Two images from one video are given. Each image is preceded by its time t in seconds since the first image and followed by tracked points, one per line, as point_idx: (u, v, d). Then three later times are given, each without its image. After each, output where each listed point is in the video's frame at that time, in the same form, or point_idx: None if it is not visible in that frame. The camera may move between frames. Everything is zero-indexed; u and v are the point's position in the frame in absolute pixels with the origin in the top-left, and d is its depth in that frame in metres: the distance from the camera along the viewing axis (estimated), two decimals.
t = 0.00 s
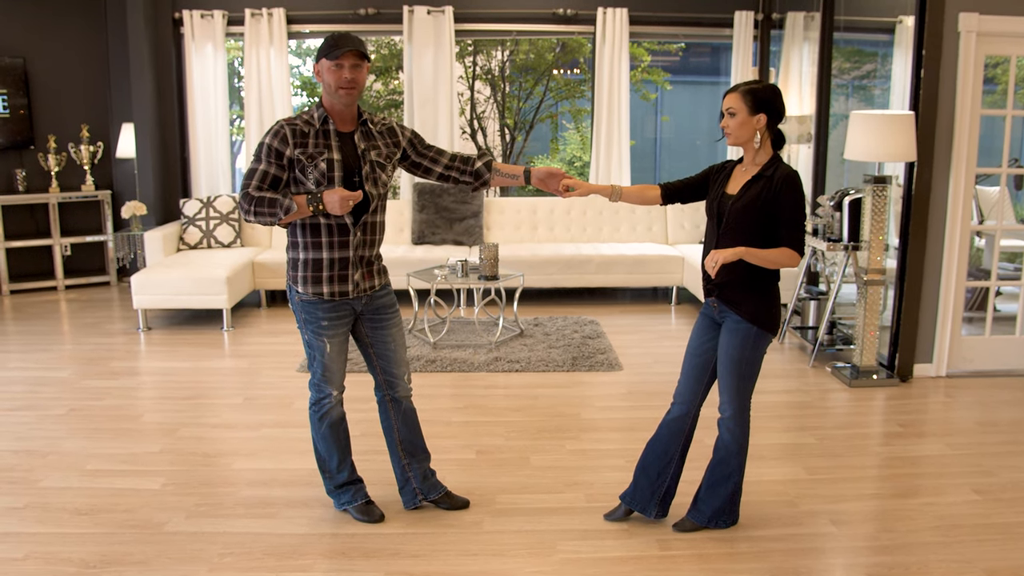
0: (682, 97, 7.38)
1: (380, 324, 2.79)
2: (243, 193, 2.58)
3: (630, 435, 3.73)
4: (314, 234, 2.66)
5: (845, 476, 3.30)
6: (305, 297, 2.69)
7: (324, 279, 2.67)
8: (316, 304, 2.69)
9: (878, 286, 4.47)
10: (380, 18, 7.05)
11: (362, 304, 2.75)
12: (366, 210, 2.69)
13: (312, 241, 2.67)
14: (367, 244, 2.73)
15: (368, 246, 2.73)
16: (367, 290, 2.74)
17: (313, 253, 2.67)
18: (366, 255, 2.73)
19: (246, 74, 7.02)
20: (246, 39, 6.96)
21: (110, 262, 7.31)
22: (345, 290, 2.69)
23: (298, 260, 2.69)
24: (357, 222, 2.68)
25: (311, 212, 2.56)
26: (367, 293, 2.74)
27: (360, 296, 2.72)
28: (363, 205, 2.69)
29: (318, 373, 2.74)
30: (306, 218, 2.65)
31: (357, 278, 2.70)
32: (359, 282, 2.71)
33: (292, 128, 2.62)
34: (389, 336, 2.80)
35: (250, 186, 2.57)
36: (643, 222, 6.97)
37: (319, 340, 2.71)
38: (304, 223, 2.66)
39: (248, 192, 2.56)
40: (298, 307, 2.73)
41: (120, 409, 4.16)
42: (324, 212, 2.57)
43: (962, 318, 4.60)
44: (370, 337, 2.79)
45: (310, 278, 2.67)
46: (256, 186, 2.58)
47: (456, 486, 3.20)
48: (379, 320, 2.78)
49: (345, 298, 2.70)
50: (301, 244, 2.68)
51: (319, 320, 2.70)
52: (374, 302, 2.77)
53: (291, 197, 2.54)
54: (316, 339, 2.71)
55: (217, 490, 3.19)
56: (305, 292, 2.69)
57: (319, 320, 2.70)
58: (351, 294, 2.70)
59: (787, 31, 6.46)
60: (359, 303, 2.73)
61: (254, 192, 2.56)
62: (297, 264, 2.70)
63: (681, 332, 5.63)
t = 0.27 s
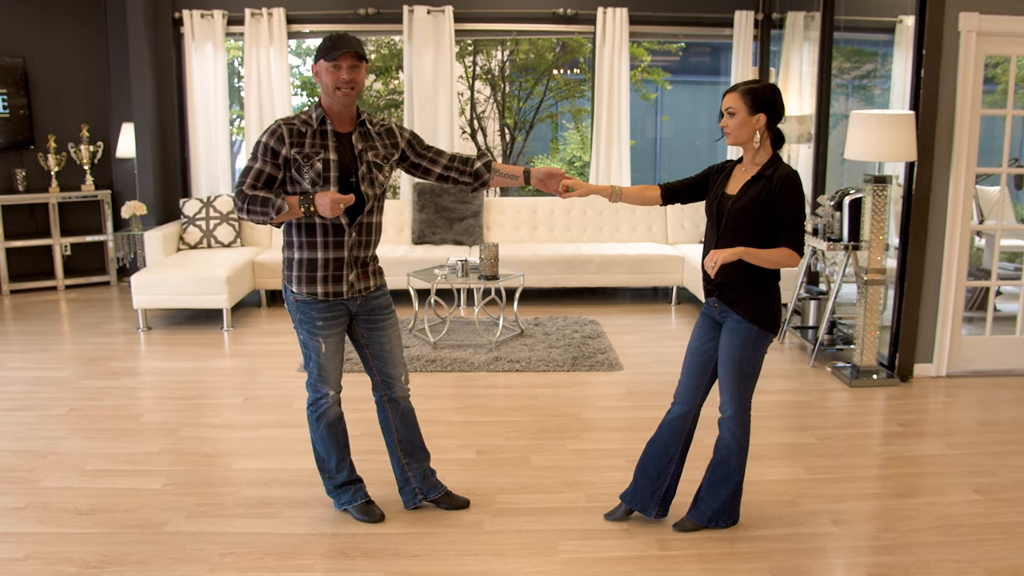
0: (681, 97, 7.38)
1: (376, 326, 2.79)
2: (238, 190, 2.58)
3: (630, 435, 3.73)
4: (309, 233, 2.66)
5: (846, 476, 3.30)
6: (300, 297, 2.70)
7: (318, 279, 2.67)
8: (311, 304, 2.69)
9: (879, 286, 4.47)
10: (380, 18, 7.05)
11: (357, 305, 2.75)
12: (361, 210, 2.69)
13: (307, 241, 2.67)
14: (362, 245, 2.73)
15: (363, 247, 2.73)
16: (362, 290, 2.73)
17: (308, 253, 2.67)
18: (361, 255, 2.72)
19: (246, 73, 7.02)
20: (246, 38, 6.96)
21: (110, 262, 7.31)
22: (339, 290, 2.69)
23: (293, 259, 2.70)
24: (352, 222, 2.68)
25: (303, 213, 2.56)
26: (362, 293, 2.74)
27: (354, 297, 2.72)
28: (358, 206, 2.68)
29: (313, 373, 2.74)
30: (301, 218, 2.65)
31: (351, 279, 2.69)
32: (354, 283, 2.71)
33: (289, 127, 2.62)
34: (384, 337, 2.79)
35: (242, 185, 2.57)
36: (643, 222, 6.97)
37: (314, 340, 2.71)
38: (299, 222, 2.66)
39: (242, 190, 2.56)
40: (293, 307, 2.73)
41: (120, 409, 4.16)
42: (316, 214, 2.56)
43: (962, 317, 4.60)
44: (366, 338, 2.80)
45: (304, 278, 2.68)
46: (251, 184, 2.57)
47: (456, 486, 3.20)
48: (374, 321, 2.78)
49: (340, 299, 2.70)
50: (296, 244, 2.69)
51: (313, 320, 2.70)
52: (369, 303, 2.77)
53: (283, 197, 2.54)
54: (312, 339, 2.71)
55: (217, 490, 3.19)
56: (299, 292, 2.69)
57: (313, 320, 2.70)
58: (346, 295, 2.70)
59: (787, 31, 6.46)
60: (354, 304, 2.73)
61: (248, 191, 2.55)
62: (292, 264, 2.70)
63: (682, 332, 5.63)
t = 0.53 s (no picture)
0: (681, 97, 7.38)
1: (371, 327, 2.79)
2: (233, 189, 2.59)
3: (630, 435, 3.73)
4: (304, 233, 2.66)
5: (846, 475, 3.30)
6: (295, 297, 2.69)
7: (313, 279, 2.67)
8: (306, 304, 2.69)
9: (879, 286, 4.47)
10: (381, 18, 7.05)
11: (352, 305, 2.74)
12: (357, 211, 2.69)
13: (302, 240, 2.67)
14: (358, 245, 2.73)
15: (359, 247, 2.72)
16: (357, 291, 2.73)
17: (303, 252, 2.67)
18: (357, 256, 2.72)
19: (246, 73, 7.02)
20: (246, 38, 6.96)
21: (110, 262, 7.31)
22: (334, 290, 2.68)
23: (287, 258, 2.69)
24: (347, 222, 2.68)
25: (296, 214, 2.56)
26: (357, 294, 2.73)
27: (349, 297, 2.72)
28: (353, 206, 2.68)
29: (310, 373, 2.73)
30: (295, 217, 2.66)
31: (346, 279, 2.69)
32: (349, 283, 2.70)
33: (286, 127, 2.63)
34: (380, 338, 2.80)
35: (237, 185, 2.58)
36: (643, 221, 6.96)
37: (310, 340, 2.70)
38: (294, 222, 2.66)
39: (237, 189, 2.57)
40: (288, 307, 2.73)
41: (120, 408, 4.16)
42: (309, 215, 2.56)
43: (962, 317, 4.60)
44: (361, 339, 2.80)
45: (299, 278, 2.67)
46: (246, 183, 2.58)
47: (456, 485, 3.20)
48: (370, 322, 2.79)
49: (335, 299, 2.70)
50: (291, 243, 2.69)
51: (309, 320, 2.70)
52: (364, 303, 2.77)
53: (277, 196, 2.54)
54: (308, 338, 2.71)
55: (217, 490, 3.19)
56: (294, 291, 2.69)
57: (309, 320, 2.70)
58: (340, 295, 2.70)
59: (787, 31, 6.46)
60: (349, 304, 2.73)
61: (244, 189, 2.56)
62: (287, 263, 2.70)
63: (682, 332, 5.63)
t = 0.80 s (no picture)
0: (681, 96, 7.37)
1: (367, 327, 2.79)
2: (231, 188, 2.60)
3: (630, 434, 3.73)
4: (301, 233, 2.66)
5: (846, 475, 3.30)
6: (291, 296, 2.70)
7: (310, 279, 2.67)
8: (303, 303, 2.69)
9: (879, 285, 4.46)
10: (381, 17, 7.05)
11: (349, 305, 2.74)
12: (354, 211, 2.69)
13: (299, 240, 2.67)
14: (355, 245, 2.72)
15: (356, 247, 2.72)
16: (354, 291, 2.73)
17: (300, 252, 2.67)
18: (354, 255, 2.72)
19: (246, 73, 7.02)
20: (246, 38, 6.96)
21: (109, 262, 7.31)
22: (330, 290, 2.68)
23: (285, 257, 2.70)
24: (344, 222, 2.68)
25: (291, 215, 2.57)
26: (353, 294, 2.73)
27: (346, 297, 2.72)
28: (350, 205, 2.68)
29: (307, 372, 2.73)
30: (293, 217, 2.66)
31: (343, 279, 2.69)
32: (345, 283, 2.70)
33: (284, 127, 2.63)
34: (376, 339, 2.80)
35: (235, 185, 2.59)
36: (643, 221, 6.96)
37: (307, 339, 2.70)
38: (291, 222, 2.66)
39: (235, 188, 2.58)
40: (285, 307, 2.73)
41: (120, 408, 4.16)
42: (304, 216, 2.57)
43: (962, 317, 4.60)
44: (358, 339, 2.80)
45: (295, 277, 2.67)
46: (244, 182, 2.59)
47: (456, 485, 3.20)
48: (366, 322, 2.78)
49: (331, 299, 2.70)
50: (289, 243, 2.69)
51: (306, 319, 2.69)
52: (360, 304, 2.77)
53: (273, 197, 2.55)
54: (304, 338, 2.71)
55: (217, 489, 3.19)
56: (291, 291, 2.69)
57: (306, 319, 2.69)
58: (336, 295, 2.69)
59: (787, 30, 6.46)
60: (346, 304, 2.73)
61: (240, 189, 2.58)
62: (284, 262, 2.70)
63: (682, 331, 5.63)
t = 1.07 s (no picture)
0: (681, 96, 7.37)
1: (366, 327, 2.78)
2: (230, 188, 2.62)
3: (630, 434, 3.72)
4: (300, 232, 2.66)
5: (845, 475, 3.30)
6: (290, 296, 2.69)
7: (308, 278, 2.66)
8: (302, 303, 2.68)
9: (878, 285, 4.46)
10: (380, 17, 7.05)
11: (347, 305, 2.74)
12: (352, 211, 2.68)
13: (298, 240, 2.67)
14: (354, 245, 2.72)
15: (354, 247, 2.72)
16: (352, 291, 2.73)
17: (298, 251, 2.67)
18: (353, 255, 2.71)
19: (246, 73, 7.01)
20: (245, 38, 6.95)
21: (109, 262, 7.31)
22: (328, 289, 2.68)
23: (284, 257, 2.70)
24: (343, 222, 2.67)
25: (288, 215, 2.57)
26: (352, 294, 2.73)
27: (345, 297, 2.71)
28: (348, 205, 2.68)
29: (306, 372, 2.73)
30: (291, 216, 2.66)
31: (341, 279, 2.68)
32: (344, 283, 2.70)
33: (284, 127, 2.63)
34: (375, 338, 2.79)
35: (234, 184, 2.60)
36: (642, 221, 6.96)
37: (305, 339, 2.70)
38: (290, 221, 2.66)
39: (234, 188, 2.59)
40: (284, 307, 2.72)
41: (119, 409, 4.15)
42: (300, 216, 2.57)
43: (962, 317, 4.60)
44: (356, 338, 2.79)
45: (293, 277, 2.67)
46: (243, 182, 2.60)
47: (456, 485, 3.20)
48: (365, 322, 2.78)
49: (329, 298, 2.69)
50: (287, 242, 2.69)
51: (304, 319, 2.69)
52: (358, 304, 2.76)
53: (270, 197, 2.56)
54: (303, 338, 2.70)
55: (216, 490, 3.18)
56: (289, 290, 2.68)
57: (304, 319, 2.69)
58: (335, 295, 2.69)
59: (786, 30, 6.46)
60: (344, 304, 2.72)
61: (239, 189, 2.59)
62: (283, 262, 2.70)
63: (682, 331, 5.62)
